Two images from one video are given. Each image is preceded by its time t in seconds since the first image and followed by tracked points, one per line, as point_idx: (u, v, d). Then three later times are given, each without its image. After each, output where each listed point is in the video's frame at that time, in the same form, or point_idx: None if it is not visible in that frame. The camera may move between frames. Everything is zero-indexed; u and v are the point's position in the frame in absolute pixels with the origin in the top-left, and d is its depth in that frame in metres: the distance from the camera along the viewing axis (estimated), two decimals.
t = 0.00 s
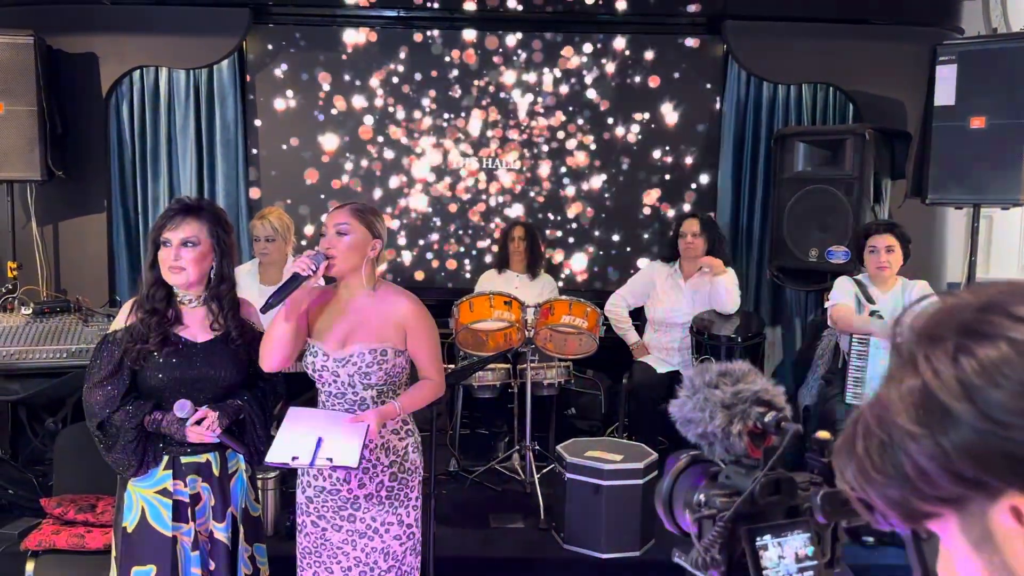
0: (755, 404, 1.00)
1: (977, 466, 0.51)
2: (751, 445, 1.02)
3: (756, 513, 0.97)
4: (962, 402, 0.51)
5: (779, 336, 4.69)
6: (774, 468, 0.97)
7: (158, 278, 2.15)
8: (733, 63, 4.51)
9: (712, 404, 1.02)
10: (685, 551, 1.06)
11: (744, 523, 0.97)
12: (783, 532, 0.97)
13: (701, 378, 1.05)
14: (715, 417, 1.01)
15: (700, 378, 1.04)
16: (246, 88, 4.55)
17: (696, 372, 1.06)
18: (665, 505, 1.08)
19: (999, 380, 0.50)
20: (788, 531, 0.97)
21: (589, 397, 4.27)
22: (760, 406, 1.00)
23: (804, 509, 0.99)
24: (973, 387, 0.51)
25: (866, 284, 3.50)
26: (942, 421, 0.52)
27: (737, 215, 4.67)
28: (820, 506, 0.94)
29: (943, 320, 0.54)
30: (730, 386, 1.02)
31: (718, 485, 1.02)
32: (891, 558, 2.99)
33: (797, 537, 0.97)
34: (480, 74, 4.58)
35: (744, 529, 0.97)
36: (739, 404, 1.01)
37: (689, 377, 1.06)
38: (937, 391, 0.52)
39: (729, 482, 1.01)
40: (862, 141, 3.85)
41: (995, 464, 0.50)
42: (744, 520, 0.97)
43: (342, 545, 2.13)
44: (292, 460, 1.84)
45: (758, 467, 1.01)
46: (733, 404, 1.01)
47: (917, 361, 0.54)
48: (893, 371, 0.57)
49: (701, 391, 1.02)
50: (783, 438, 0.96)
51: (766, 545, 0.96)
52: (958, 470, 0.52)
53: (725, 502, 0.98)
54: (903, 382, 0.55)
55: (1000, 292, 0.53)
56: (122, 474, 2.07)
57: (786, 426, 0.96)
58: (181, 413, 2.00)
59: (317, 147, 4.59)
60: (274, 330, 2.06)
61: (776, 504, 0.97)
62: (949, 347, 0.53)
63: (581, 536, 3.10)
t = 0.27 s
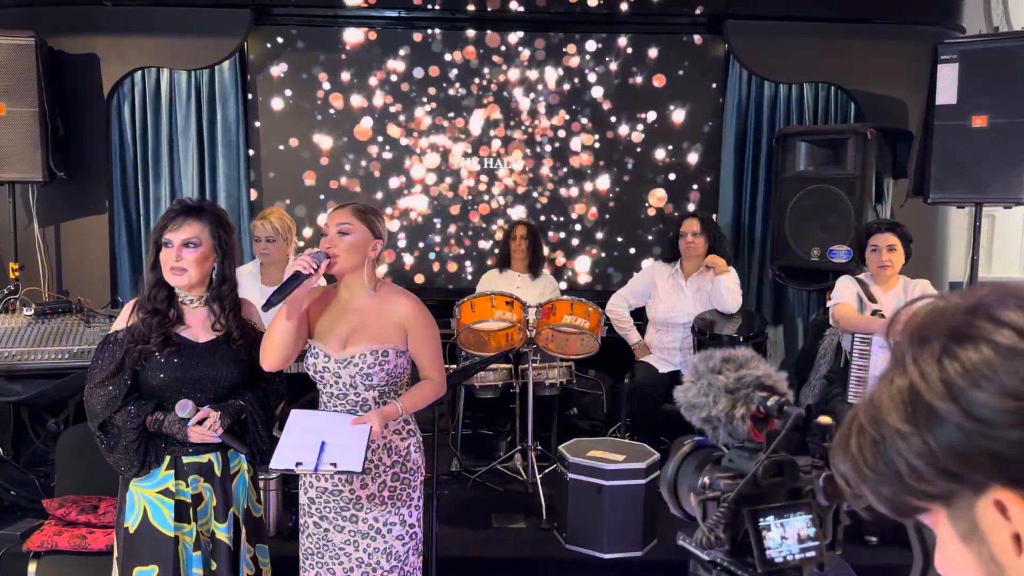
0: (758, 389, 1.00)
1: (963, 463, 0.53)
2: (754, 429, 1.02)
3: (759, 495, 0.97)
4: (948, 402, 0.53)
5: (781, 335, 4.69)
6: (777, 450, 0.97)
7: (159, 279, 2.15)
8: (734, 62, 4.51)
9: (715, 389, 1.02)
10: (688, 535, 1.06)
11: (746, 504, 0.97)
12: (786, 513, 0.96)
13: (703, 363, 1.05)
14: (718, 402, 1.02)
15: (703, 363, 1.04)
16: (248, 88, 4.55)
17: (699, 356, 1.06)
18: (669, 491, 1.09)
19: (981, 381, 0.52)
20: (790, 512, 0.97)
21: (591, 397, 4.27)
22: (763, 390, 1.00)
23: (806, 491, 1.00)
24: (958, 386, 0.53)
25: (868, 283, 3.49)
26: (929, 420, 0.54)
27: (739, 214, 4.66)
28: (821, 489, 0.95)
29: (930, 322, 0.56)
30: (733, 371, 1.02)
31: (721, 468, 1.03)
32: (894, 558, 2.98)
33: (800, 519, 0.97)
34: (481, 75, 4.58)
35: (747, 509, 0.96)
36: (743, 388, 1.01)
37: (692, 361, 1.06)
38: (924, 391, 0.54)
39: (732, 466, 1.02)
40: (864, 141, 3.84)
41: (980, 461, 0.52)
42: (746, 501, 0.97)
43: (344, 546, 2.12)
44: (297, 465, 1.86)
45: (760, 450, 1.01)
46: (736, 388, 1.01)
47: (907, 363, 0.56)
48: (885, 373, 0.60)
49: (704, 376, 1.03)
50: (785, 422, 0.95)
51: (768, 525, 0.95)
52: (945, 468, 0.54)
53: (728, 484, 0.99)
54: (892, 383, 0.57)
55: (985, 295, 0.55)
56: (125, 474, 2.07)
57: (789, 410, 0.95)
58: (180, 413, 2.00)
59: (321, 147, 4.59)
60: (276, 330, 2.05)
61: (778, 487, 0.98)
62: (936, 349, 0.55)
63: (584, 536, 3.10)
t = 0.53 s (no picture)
0: (764, 389, 1.01)
1: (973, 465, 0.55)
2: (760, 428, 1.02)
3: (765, 492, 0.96)
4: (960, 406, 0.56)
5: (783, 335, 4.68)
6: (783, 447, 0.97)
7: (161, 281, 2.14)
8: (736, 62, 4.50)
9: (722, 389, 1.03)
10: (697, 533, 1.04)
11: (753, 501, 0.96)
12: (792, 508, 0.96)
13: (710, 363, 1.05)
14: (725, 401, 1.02)
15: (710, 363, 1.05)
16: (249, 89, 4.55)
17: (705, 357, 1.07)
18: (676, 488, 1.08)
19: (991, 385, 0.54)
20: (797, 508, 0.96)
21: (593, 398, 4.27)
22: (769, 389, 1.01)
23: (812, 488, 1.00)
24: (967, 391, 0.55)
25: (871, 283, 3.49)
26: (941, 423, 0.57)
27: (740, 215, 4.65)
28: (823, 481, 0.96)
29: (942, 328, 0.59)
30: (740, 371, 1.03)
31: (728, 466, 1.01)
32: (898, 559, 2.98)
33: (805, 515, 0.96)
34: (481, 76, 4.58)
35: (753, 506, 0.95)
36: (749, 388, 1.01)
37: (699, 362, 1.06)
38: (936, 396, 0.57)
39: (739, 463, 1.00)
40: (866, 140, 3.83)
41: (990, 464, 0.55)
42: (753, 499, 0.96)
43: (348, 548, 2.12)
44: (304, 462, 1.87)
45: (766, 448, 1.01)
46: (743, 388, 1.02)
47: (919, 367, 0.59)
48: (897, 376, 0.63)
49: (711, 375, 1.03)
50: (789, 421, 0.97)
51: (774, 521, 0.95)
52: (956, 470, 0.57)
53: (735, 481, 0.97)
54: (905, 387, 0.60)
55: (997, 300, 0.58)
56: (128, 475, 2.07)
57: (795, 409, 0.96)
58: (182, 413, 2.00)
59: (322, 147, 4.59)
60: (279, 331, 2.04)
61: (784, 484, 0.98)
62: (948, 353, 0.57)
63: (587, 536, 3.09)
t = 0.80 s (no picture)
0: (766, 393, 1.00)
1: (961, 455, 0.59)
2: (762, 431, 1.02)
3: (766, 494, 0.96)
4: (947, 398, 0.59)
5: (785, 335, 4.68)
6: (783, 450, 0.97)
7: (163, 280, 2.14)
8: (736, 62, 4.51)
9: (724, 393, 1.02)
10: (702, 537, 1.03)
11: (754, 503, 0.96)
12: (792, 510, 0.96)
13: (713, 368, 1.05)
14: (727, 405, 1.02)
15: (713, 368, 1.04)
16: (250, 90, 4.55)
17: (709, 361, 1.06)
18: (679, 490, 1.06)
19: (976, 378, 0.58)
20: (798, 509, 0.96)
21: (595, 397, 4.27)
22: (771, 393, 1.00)
23: (812, 489, 0.99)
24: (954, 383, 0.59)
25: (873, 283, 3.48)
26: (930, 414, 0.60)
27: (741, 214, 4.65)
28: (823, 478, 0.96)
29: (930, 325, 0.62)
30: (741, 376, 1.02)
31: (731, 468, 1.01)
32: (901, 559, 2.97)
33: (806, 515, 0.96)
34: (482, 76, 4.59)
35: (755, 508, 0.96)
36: (750, 393, 1.01)
37: (702, 366, 1.06)
38: (925, 389, 0.60)
39: (741, 466, 1.00)
40: (868, 139, 3.83)
41: (977, 452, 0.58)
42: (754, 501, 0.96)
43: (355, 548, 2.12)
44: (326, 466, 1.90)
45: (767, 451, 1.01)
46: (744, 392, 1.01)
47: (908, 363, 0.62)
48: (889, 372, 0.66)
49: (714, 379, 1.03)
50: (791, 424, 0.97)
51: (775, 522, 0.95)
52: (946, 459, 0.60)
53: (737, 483, 0.97)
54: (896, 382, 0.64)
55: (982, 298, 0.61)
56: (132, 475, 2.07)
57: (797, 414, 0.97)
58: (185, 412, 2.00)
59: (324, 147, 4.59)
60: (285, 334, 2.02)
61: (784, 485, 0.98)
62: (935, 348, 0.61)
63: (589, 536, 3.09)
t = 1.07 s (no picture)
0: (760, 397, 1.01)
1: (956, 454, 0.59)
2: (757, 435, 1.03)
3: (762, 496, 0.96)
4: (942, 398, 0.59)
5: (785, 335, 4.68)
6: (778, 452, 0.96)
7: (163, 282, 2.14)
8: (737, 62, 4.51)
9: (720, 398, 1.03)
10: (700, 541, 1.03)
11: (750, 505, 0.95)
12: (786, 512, 0.95)
13: (709, 373, 1.06)
14: (722, 409, 1.03)
15: (709, 373, 1.06)
16: (251, 90, 4.55)
17: (705, 367, 1.07)
18: (676, 492, 1.07)
19: (970, 378, 0.57)
20: (791, 512, 0.96)
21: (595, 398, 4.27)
22: (766, 398, 1.02)
23: (806, 492, 0.99)
24: (949, 384, 0.59)
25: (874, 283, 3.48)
26: (927, 415, 0.60)
27: (741, 214, 4.64)
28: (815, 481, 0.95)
29: (928, 327, 0.62)
30: (737, 381, 1.03)
31: (727, 471, 1.01)
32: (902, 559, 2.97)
33: (799, 517, 0.96)
34: (482, 76, 4.59)
35: (750, 510, 0.94)
36: (746, 397, 1.01)
37: (699, 372, 1.07)
38: (921, 390, 0.61)
39: (737, 468, 1.00)
40: (868, 139, 3.83)
41: (972, 451, 0.58)
42: (750, 502, 0.95)
43: (360, 549, 2.11)
44: (344, 474, 1.88)
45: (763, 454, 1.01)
46: (740, 396, 1.02)
47: (906, 366, 0.63)
48: (890, 375, 0.66)
49: (710, 384, 1.04)
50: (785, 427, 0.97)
51: (770, 524, 0.94)
52: (942, 458, 0.60)
53: (733, 486, 0.97)
54: (895, 385, 0.64)
55: (979, 302, 0.61)
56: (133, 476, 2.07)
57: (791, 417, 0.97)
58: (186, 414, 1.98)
59: (324, 149, 4.59)
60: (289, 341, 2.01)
61: (780, 488, 0.97)
62: (931, 351, 0.61)
63: (590, 537, 3.09)
